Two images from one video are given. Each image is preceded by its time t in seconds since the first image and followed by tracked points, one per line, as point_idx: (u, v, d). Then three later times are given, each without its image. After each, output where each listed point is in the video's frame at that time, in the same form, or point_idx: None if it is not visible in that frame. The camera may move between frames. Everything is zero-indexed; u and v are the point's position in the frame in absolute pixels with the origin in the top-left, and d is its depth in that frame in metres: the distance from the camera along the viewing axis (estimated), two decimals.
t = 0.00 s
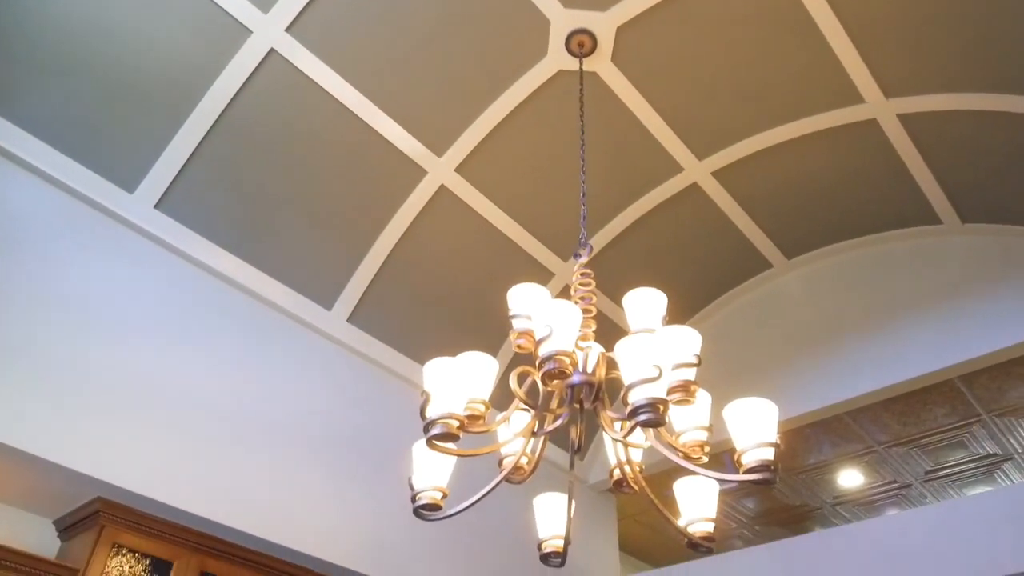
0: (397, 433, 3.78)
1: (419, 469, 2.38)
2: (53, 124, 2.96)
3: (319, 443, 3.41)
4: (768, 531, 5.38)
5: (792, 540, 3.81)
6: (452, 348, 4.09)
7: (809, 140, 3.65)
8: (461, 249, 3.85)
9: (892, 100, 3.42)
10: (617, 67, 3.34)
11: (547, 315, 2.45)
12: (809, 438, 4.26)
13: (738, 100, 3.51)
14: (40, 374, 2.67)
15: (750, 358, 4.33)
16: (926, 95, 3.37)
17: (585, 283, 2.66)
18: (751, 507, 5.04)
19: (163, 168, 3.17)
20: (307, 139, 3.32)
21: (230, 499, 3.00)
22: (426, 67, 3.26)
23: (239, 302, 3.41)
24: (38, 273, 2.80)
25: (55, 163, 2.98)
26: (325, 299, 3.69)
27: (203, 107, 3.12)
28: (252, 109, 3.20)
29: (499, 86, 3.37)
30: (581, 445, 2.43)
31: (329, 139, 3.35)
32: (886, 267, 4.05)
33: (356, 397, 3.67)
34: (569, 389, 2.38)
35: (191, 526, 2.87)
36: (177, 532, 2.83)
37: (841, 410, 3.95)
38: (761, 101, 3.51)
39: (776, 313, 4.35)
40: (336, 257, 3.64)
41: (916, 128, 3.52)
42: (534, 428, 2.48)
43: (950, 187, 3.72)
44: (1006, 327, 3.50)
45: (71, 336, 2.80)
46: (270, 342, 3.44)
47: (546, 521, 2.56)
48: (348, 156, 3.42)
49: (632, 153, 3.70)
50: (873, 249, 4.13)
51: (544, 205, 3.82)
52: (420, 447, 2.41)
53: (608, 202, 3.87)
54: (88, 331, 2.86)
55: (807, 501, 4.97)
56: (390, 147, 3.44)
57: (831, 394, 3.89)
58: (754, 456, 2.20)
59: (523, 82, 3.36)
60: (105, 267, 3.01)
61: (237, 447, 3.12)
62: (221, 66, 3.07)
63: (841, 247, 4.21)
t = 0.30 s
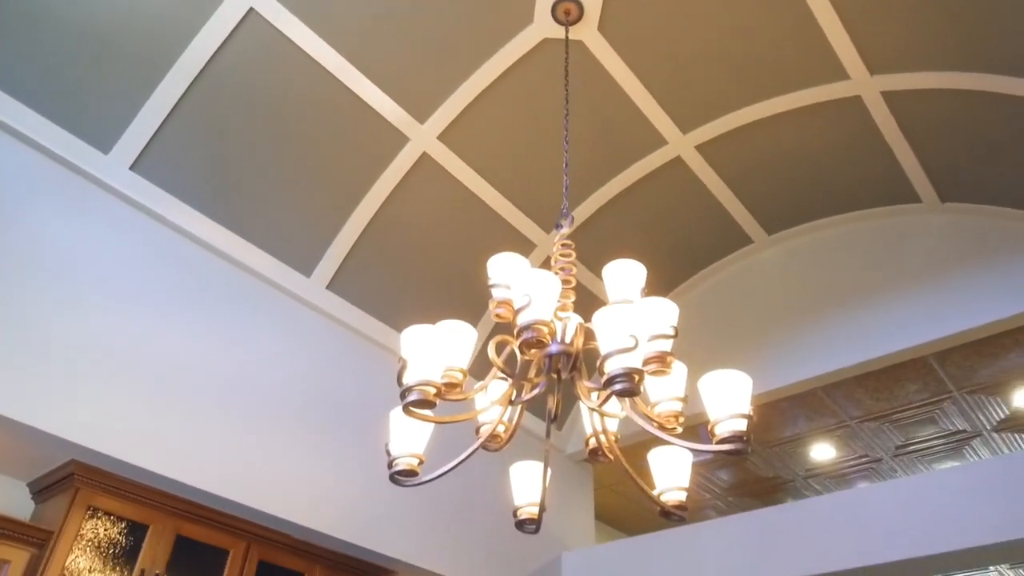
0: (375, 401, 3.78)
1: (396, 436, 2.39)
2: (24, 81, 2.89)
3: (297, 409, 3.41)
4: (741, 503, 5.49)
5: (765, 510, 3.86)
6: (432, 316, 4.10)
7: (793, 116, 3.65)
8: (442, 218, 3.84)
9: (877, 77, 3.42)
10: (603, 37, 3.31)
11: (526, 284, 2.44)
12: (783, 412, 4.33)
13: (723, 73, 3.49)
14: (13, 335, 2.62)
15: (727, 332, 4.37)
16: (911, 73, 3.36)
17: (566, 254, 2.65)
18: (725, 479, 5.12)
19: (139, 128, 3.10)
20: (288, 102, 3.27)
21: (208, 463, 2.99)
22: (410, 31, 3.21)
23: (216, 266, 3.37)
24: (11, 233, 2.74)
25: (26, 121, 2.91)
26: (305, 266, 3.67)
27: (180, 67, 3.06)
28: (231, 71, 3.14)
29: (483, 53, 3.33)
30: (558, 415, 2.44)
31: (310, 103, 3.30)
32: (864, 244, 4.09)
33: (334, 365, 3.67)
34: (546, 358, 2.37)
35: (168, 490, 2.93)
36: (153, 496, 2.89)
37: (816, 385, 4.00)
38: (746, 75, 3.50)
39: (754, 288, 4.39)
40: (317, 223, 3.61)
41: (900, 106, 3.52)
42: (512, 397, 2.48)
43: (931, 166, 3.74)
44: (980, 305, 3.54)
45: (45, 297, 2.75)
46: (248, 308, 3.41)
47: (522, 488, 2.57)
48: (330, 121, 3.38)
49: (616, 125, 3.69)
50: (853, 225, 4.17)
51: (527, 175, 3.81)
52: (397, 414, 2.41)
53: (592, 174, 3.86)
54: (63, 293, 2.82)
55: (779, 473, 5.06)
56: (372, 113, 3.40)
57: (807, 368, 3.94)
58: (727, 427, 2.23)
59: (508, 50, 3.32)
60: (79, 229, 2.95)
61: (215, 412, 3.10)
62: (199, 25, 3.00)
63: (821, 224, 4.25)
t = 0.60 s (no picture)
0: (355, 369, 3.78)
1: (376, 403, 2.38)
2: None
3: (276, 375, 3.40)
4: (715, 475, 5.58)
5: (738, 482, 3.91)
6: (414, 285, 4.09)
7: (778, 91, 3.65)
8: (425, 187, 3.81)
9: (862, 54, 3.42)
10: (590, 7, 3.28)
11: (508, 254, 2.42)
12: (759, 386, 4.39)
13: (709, 47, 3.48)
14: None
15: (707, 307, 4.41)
16: (896, 51, 3.36)
17: (548, 226, 2.63)
18: (701, 451, 5.20)
19: (115, 87, 3.03)
20: (269, 64, 3.21)
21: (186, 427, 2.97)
22: None
23: (194, 231, 3.32)
24: None
25: None
26: (285, 232, 3.63)
27: (158, 24, 2.99)
28: (210, 30, 3.07)
29: (468, 20, 3.29)
30: (537, 384, 2.45)
31: (292, 65, 3.24)
32: (844, 221, 4.13)
33: (315, 332, 3.65)
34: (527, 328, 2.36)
35: (146, 455, 2.91)
36: (130, 460, 2.87)
37: (793, 360, 4.05)
38: (732, 49, 3.48)
39: (735, 263, 4.43)
40: (297, 189, 3.58)
41: (884, 84, 3.52)
42: (492, 366, 2.49)
43: (912, 145, 3.77)
44: (956, 285, 3.59)
45: (20, 256, 2.70)
46: (226, 273, 3.38)
47: (500, 457, 2.60)
48: (312, 85, 3.33)
49: (601, 96, 3.67)
50: (834, 203, 4.20)
51: (511, 144, 3.79)
52: (376, 381, 2.41)
53: (576, 146, 3.85)
54: (36, 253, 2.76)
55: (754, 446, 5.14)
56: (355, 79, 3.36)
57: (784, 344, 3.99)
58: (703, 398, 2.26)
59: (494, 16, 3.28)
60: (54, 189, 2.89)
61: (193, 377, 3.08)
62: None
63: (802, 201, 4.28)
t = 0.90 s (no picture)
0: (335, 336, 3.77)
1: (354, 371, 2.38)
2: None
3: (255, 342, 3.38)
4: (692, 446, 5.67)
5: (713, 454, 3.96)
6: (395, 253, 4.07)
7: (764, 66, 3.63)
8: (407, 154, 3.78)
9: (849, 30, 3.40)
10: None
11: (490, 223, 2.39)
12: (736, 360, 4.45)
13: (696, 18, 3.45)
14: None
15: (687, 281, 4.44)
16: (882, 28, 3.34)
17: (530, 196, 2.61)
18: (678, 423, 5.27)
19: (91, 46, 2.96)
20: (248, 26, 3.15)
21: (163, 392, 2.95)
22: None
23: (172, 195, 3.27)
24: None
25: None
26: (264, 198, 3.59)
27: None
28: None
29: None
30: (517, 353, 2.44)
31: (271, 27, 3.18)
32: (825, 197, 4.16)
33: (294, 300, 3.63)
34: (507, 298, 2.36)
35: (123, 420, 2.89)
36: (107, 425, 2.84)
37: (770, 335, 4.10)
38: (719, 22, 3.46)
39: (716, 237, 4.46)
40: (278, 154, 3.53)
41: (870, 61, 3.52)
42: (472, 335, 2.48)
43: (894, 123, 3.78)
44: (933, 263, 3.63)
45: None
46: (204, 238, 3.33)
47: (479, 425, 2.61)
48: (292, 48, 3.27)
49: (586, 67, 3.63)
50: (815, 178, 4.24)
51: (494, 113, 3.76)
52: (355, 348, 2.40)
53: (560, 116, 3.82)
54: (9, 214, 2.69)
55: (730, 419, 5.22)
56: (336, 42, 3.30)
57: (764, 318, 4.02)
58: (680, 369, 2.28)
59: None
60: (28, 150, 2.82)
61: (170, 343, 3.05)
62: None
63: (784, 176, 4.31)
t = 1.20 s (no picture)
0: (316, 303, 3.76)
1: (336, 337, 2.38)
2: None
3: (235, 308, 3.35)
4: (670, 417, 5.74)
5: (691, 425, 4.01)
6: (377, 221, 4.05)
7: (751, 38, 3.62)
8: (390, 121, 3.74)
9: (836, 5, 3.39)
10: None
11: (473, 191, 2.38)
12: (715, 333, 4.50)
13: None
14: None
15: (669, 254, 4.46)
16: (869, 3, 3.33)
17: (515, 164, 2.59)
18: (658, 394, 5.33)
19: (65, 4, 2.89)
20: None
21: (142, 358, 2.93)
22: None
23: (149, 158, 3.22)
24: None
25: None
26: (244, 163, 3.54)
27: None
28: None
29: None
30: (498, 322, 2.44)
31: None
32: (807, 173, 4.18)
33: (275, 267, 3.61)
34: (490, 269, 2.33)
35: (101, 385, 2.87)
36: (85, 390, 2.82)
37: (749, 308, 4.14)
38: None
39: (699, 210, 4.48)
40: (259, 119, 3.48)
41: (856, 36, 3.51)
42: (454, 304, 2.48)
43: (879, 99, 3.79)
44: (911, 239, 3.67)
45: None
46: (183, 204, 3.29)
47: (460, 393, 2.62)
48: (274, 10, 3.20)
49: (573, 36, 3.60)
50: (799, 153, 4.26)
51: (479, 81, 3.73)
52: (336, 314, 2.40)
53: (545, 86, 3.79)
54: None
55: (708, 391, 5.28)
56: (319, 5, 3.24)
57: (744, 292, 4.05)
58: (660, 340, 2.30)
59: None
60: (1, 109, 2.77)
61: (149, 308, 3.02)
62: None
63: (768, 150, 4.32)
